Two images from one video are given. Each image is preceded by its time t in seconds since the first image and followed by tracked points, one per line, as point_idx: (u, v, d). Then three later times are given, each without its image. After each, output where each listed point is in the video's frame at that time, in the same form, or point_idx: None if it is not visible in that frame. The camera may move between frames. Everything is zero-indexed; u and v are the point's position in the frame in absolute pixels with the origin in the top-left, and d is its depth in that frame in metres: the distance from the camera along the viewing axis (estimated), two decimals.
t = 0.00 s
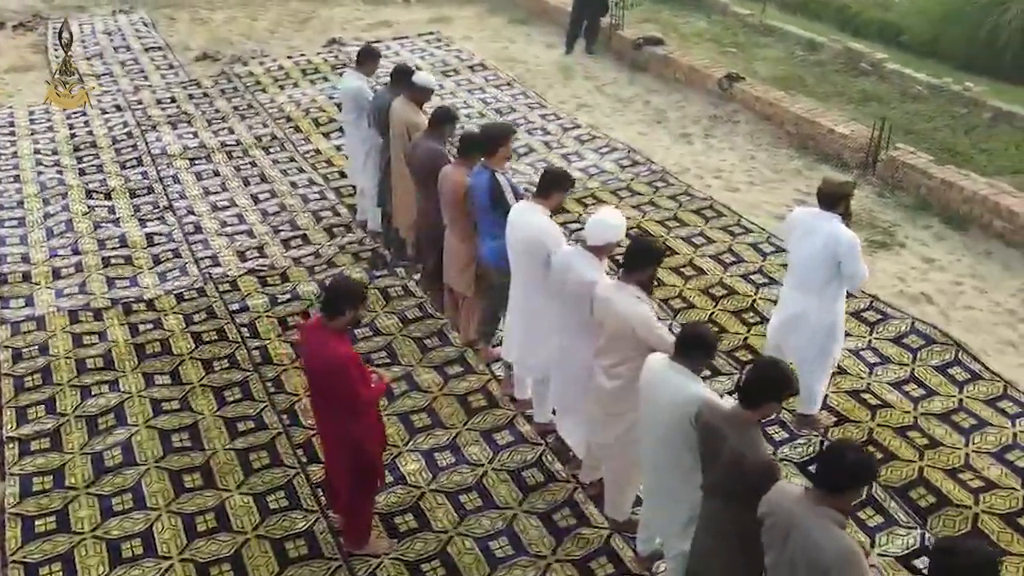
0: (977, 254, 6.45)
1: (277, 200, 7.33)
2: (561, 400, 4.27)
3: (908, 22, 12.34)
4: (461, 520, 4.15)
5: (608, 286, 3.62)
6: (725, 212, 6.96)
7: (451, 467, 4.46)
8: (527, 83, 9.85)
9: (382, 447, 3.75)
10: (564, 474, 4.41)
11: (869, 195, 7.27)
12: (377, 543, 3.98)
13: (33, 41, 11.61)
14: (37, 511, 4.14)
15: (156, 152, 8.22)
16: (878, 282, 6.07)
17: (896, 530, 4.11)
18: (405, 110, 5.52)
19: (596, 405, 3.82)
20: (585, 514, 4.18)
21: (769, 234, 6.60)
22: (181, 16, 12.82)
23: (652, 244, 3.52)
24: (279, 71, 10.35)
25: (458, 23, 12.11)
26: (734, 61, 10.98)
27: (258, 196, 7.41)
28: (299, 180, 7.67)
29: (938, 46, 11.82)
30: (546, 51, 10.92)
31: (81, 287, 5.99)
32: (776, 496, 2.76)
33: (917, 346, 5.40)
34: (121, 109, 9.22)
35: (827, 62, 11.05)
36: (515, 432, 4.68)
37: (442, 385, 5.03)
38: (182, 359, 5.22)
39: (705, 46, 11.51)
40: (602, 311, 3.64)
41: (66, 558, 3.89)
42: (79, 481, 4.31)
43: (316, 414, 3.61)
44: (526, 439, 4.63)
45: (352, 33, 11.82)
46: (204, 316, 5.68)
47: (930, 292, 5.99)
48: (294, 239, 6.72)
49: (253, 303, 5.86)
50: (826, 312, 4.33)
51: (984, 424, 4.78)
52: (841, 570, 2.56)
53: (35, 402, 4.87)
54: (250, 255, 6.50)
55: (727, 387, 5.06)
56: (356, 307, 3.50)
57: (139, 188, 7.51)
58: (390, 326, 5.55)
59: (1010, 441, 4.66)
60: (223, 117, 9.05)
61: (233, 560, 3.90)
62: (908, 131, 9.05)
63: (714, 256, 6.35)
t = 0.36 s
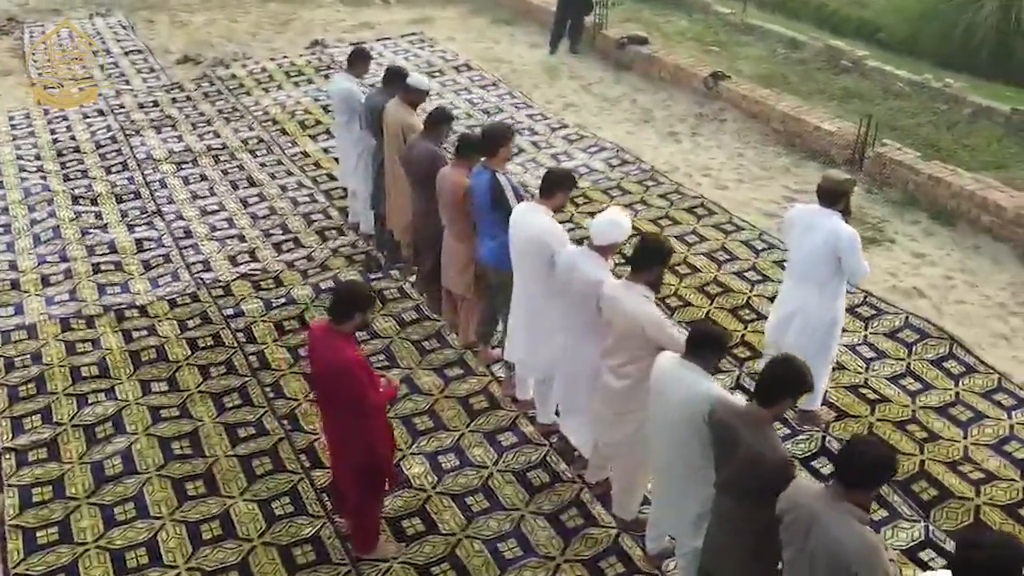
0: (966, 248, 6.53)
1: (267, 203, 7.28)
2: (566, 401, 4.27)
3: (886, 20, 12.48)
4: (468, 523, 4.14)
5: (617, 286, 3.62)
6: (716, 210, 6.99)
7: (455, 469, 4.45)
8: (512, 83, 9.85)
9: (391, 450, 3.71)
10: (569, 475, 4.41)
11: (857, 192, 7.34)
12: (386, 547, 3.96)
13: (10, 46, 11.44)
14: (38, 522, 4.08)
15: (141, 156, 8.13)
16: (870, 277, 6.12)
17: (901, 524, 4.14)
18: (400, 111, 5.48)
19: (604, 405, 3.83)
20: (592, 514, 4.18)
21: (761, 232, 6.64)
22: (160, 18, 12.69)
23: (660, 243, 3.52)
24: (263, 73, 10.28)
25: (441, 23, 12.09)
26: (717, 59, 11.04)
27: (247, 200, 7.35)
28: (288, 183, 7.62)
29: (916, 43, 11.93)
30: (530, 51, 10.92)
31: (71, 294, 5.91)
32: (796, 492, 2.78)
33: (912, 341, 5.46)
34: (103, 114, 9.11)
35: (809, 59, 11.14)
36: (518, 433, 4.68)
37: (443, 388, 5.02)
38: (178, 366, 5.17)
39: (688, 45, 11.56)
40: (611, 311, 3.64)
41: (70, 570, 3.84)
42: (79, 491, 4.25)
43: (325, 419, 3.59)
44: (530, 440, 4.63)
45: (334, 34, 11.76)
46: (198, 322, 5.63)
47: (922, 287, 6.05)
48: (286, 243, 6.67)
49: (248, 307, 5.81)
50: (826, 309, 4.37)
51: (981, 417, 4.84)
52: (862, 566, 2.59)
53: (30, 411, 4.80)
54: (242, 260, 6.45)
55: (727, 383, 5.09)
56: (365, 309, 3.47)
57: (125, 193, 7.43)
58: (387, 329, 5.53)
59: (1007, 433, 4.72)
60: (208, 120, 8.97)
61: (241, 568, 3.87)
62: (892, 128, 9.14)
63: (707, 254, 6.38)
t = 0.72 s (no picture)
0: (955, 242, 6.60)
1: (257, 206, 7.22)
2: (571, 401, 4.27)
3: (864, 18, 12.62)
4: (476, 525, 4.13)
5: (625, 285, 3.63)
6: (707, 208, 7.02)
7: (460, 471, 4.43)
8: (498, 84, 9.85)
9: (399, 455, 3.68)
10: (574, 474, 4.41)
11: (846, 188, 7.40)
12: (394, 551, 3.93)
13: None
14: (39, 533, 4.03)
15: (127, 160, 8.04)
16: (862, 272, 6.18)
17: (904, 517, 4.18)
18: (395, 113, 5.46)
19: (611, 405, 3.83)
20: (599, 513, 4.18)
21: (753, 229, 6.68)
22: (138, 21, 12.57)
23: (668, 242, 3.52)
24: (246, 76, 10.20)
25: (423, 24, 12.07)
26: (700, 57, 11.09)
27: (236, 203, 7.29)
28: (277, 186, 7.56)
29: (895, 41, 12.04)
30: (515, 51, 10.92)
31: (62, 301, 5.84)
32: (815, 488, 2.78)
33: (907, 335, 5.51)
34: (86, 118, 9.01)
35: (791, 57, 11.23)
36: (521, 434, 4.67)
37: (444, 390, 5.00)
38: (175, 372, 5.12)
39: (671, 43, 11.60)
40: (619, 310, 3.65)
41: None
42: (80, 501, 4.20)
43: (334, 423, 3.56)
44: (533, 441, 4.62)
45: (316, 36, 11.69)
46: (193, 328, 5.57)
47: (914, 282, 6.11)
48: (277, 247, 6.62)
49: (243, 312, 5.77)
50: (827, 306, 4.41)
51: (978, 409, 4.90)
52: (884, 560, 2.60)
53: (25, 421, 4.73)
54: (234, 264, 6.39)
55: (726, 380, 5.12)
56: (374, 313, 3.45)
57: (112, 198, 7.34)
58: (385, 332, 5.50)
59: (1004, 424, 4.78)
60: (192, 124, 8.89)
61: None
62: (876, 125, 9.23)
63: (701, 252, 6.40)
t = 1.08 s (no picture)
0: (943, 236, 6.67)
1: (246, 210, 7.16)
2: (577, 401, 4.27)
3: (842, 17, 12.76)
4: (484, 526, 4.13)
5: (632, 284, 3.63)
6: (698, 206, 7.05)
7: (466, 473, 4.42)
8: (484, 84, 9.84)
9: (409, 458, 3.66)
10: (580, 474, 4.41)
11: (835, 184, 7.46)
12: (404, 554, 3.91)
13: None
14: (41, 544, 3.97)
15: (112, 165, 7.95)
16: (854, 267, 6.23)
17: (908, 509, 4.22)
18: (390, 115, 5.43)
19: (620, 405, 3.83)
20: (607, 512, 4.19)
21: (745, 227, 6.72)
22: (116, 24, 12.42)
23: (675, 240, 3.52)
24: (229, 78, 10.12)
25: (406, 24, 12.03)
26: (684, 56, 11.14)
27: (225, 207, 7.23)
28: (267, 189, 7.50)
29: (874, 38, 12.15)
30: (498, 51, 10.92)
31: (53, 309, 5.76)
32: (833, 484, 2.79)
33: (901, 329, 5.57)
34: (68, 123, 8.89)
35: (773, 55, 11.30)
36: (525, 435, 4.67)
37: (445, 392, 4.98)
38: (172, 379, 5.06)
39: (654, 42, 11.64)
40: (628, 309, 3.65)
41: None
42: (82, 510, 4.14)
43: (344, 427, 3.54)
44: (538, 441, 4.62)
45: (298, 37, 11.62)
46: (188, 333, 5.52)
47: (906, 276, 6.17)
48: (269, 250, 6.57)
49: (238, 316, 5.72)
50: (828, 302, 4.45)
51: (975, 401, 4.95)
52: (903, 554, 2.62)
53: (22, 431, 4.66)
54: (226, 269, 6.34)
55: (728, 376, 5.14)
56: (383, 316, 3.44)
57: (99, 204, 7.25)
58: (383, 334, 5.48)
59: (1001, 416, 4.84)
60: (177, 127, 8.81)
61: None
62: (859, 121, 9.32)
63: (694, 250, 6.43)
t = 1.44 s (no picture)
0: (933, 231, 6.74)
1: (236, 214, 7.10)
2: (582, 400, 4.27)
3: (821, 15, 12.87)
4: (492, 528, 4.12)
5: (641, 284, 3.65)
6: (690, 204, 7.08)
7: (471, 475, 4.41)
8: (469, 84, 9.82)
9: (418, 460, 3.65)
10: (586, 474, 4.41)
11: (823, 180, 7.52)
12: (414, 557, 3.89)
13: None
14: (44, 555, 3.91)
15: (97, 170, 7.86)
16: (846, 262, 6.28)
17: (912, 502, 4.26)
18: (384, 117, 5.40)
19: (628, 404, 3.84)
20: (614, 511, 4.19)
21: (737, 224, 6.75)
22: (94, 27, 12.28)
23: (684, 238, 3.54)
24: (212, 81, 10.03)
25: (388, 25, 11.99)
26: (667, 54, 11.18)
27: (215, 211, 7.16)
28: (256, 193, 7.44)
29: (852, 36, 12.26)
30: (483, 51, 10.91)
31: (44, 317, 5.68)
32: (850, 480, 2.81)
33: (896, 324, 5.62)
34: (50, 127, 8.78)
35: (755, 53, 11.38)
36: (528, 435, 4.66)
37: (447, 394, 4.97)
38: (170, 385, 5.01)
39: (637, 42, 11.66)
40: (637, 308, 3.65)
41: None
42: (85, 520, 4.09)
43: (354, 431, 3.52)
44: (542, 441, 4.62)
45: (280, 39, 11.54)
46: (183, 339, 5.46)
47: (897, 271, 6.23)
48: (261, 255, 6.52)
49: (233, 321, 5.67)
50: (828, 297, 4.51)
51: (971, 394, 5.01)
52: (924, 546, 2.66)
53: (18, 441, 4.59)
54: (218, 273, 6.28)
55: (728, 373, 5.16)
56: (394, 319, 3.42)
57: (85, 209, 7.17)
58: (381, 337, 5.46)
59: (997, 408, 4.90)
60: (161, 131, 8.72)
61: None
62: (844, 118, 9.40)
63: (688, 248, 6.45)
